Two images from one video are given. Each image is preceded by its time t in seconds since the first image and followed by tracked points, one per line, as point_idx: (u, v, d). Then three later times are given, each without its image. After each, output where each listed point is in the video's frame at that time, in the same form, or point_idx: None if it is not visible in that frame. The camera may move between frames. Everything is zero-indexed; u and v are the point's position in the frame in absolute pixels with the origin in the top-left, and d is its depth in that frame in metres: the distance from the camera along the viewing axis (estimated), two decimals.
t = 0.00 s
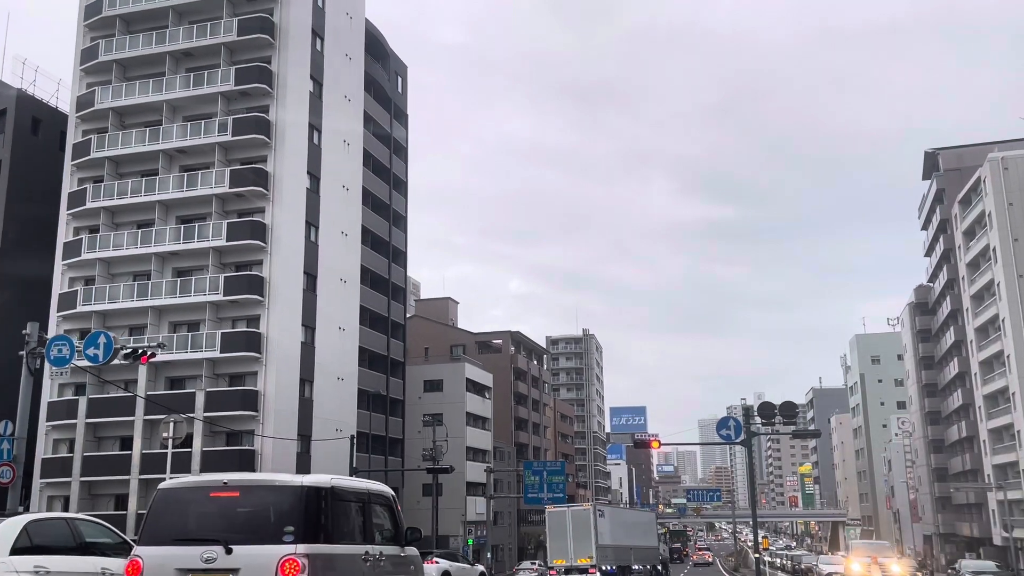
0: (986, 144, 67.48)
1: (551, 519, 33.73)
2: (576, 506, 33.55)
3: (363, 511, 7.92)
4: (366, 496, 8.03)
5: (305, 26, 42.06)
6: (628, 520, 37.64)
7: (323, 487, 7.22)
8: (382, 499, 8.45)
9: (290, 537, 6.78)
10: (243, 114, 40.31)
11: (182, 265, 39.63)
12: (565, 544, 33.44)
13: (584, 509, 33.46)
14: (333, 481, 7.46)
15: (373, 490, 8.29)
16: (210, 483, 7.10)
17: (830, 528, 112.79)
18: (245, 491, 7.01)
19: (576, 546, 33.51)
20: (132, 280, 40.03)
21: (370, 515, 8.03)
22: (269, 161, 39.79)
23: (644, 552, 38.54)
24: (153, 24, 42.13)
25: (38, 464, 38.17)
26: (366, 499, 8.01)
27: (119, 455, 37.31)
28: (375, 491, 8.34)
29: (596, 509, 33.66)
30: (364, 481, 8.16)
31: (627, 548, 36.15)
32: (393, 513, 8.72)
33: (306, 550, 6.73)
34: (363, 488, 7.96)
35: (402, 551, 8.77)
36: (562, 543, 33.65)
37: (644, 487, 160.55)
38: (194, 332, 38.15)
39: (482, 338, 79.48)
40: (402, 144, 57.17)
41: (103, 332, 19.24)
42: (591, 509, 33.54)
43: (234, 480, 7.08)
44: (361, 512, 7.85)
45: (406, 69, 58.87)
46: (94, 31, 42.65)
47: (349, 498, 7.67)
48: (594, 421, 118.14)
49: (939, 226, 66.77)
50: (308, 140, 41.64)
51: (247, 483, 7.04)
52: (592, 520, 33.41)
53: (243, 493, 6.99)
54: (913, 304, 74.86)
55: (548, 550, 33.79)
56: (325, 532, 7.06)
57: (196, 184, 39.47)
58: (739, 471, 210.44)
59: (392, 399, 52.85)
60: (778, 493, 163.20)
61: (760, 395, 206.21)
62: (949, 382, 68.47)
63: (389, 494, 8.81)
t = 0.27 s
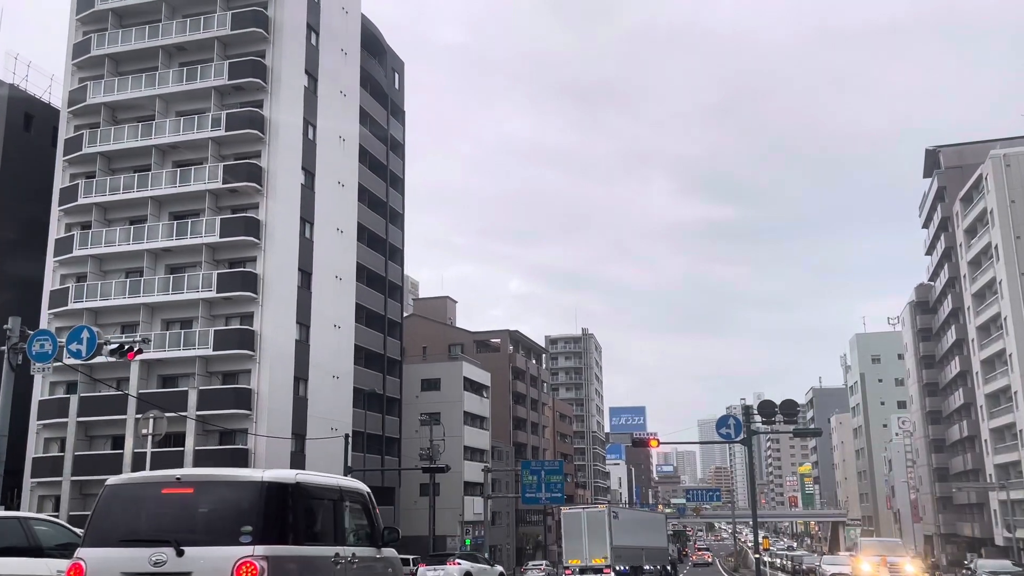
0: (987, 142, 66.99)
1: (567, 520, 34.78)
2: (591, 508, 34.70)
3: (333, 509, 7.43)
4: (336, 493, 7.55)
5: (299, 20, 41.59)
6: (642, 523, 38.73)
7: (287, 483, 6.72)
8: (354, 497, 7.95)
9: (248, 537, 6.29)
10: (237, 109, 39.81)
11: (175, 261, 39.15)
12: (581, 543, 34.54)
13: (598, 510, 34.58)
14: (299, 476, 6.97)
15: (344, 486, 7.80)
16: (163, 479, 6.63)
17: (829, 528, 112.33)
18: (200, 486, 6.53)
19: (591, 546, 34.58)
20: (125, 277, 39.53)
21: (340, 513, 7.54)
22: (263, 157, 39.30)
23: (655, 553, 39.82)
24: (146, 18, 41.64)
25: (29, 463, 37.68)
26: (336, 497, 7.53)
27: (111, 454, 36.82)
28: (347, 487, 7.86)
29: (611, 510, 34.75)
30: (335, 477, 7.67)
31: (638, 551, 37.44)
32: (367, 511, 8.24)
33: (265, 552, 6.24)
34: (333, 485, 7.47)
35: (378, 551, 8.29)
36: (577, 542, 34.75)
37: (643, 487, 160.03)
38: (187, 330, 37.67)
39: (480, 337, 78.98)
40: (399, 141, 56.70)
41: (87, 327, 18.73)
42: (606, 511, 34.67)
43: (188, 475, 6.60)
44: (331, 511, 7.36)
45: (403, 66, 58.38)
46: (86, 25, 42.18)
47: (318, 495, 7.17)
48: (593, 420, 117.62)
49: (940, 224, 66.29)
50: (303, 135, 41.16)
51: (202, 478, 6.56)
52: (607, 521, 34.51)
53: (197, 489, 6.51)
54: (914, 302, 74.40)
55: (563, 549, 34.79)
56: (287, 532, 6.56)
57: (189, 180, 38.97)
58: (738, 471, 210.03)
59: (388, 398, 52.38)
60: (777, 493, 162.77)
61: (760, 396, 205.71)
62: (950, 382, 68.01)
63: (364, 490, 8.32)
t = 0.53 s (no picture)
0: (989, 139, 66.51)
1: (582, 520, 34.32)
2: (607, 509, 34.23)
3: (300, 507, 6.97)
4: (305, 490, 7.09)
5: (294, 14, 41.14)
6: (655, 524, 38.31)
7: (246, 480, 6.26)
8: (325, 494, 7.50)
9: (200, 538, 5.84)
10: (231, 104, 39.35)
11: (168, 258, 38.67)
12: (596, 543, 34.05)
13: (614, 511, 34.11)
14: (261, 471, 6.51)
15: (315, 481, 7.35)
16: (111, 474, 6.21)
17: (830, 528, 111.84)
18: (150, 483, 6.10)
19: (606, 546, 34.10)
20: (118, 274, 39.06)
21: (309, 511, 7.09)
22: (257, 152, 38.85)
23: (668, 553, 39.52)
24: (140, 12, 41.17)
25: (20, 462, 37.19)
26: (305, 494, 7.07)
27: (103, 454, 36.34)
28: (317, 483, 7.41)
29: (626, 511, 34.29)
30: (304, 472, 7.22)
31: (652, 550, 37.14)
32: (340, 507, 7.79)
33: (218, 555, 5.78)
34: (301, 481, 7.01)
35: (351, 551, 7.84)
36: (592, 543, 34.26)
37: (642, 487, 159.55)
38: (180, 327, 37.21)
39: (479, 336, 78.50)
40: (396, 138, 56.24)
41: (70, 322, 18.29)
42: (621, 511, 34.23)
43: (137, 470, 6.16)
44: (297, 509, 6.91)
45: (400, 62, 57.92)
46: (79, 20, 41.72)
47: (283, 492, 6.71)
48: (593, 420, 117.14)
49: (941, 222, 65.86)
50: (298, 131, 40.72)
51: (152, 474, 6.13)
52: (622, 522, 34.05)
53: (145, 485, 6.08)
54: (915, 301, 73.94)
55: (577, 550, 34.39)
56: (245, 533, 6.10)
57: (183, 176, 38.51)
58: (738, 470, 209.61)
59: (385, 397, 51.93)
60: (778, 493, 162.30)
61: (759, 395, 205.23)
62: (952, 381, 67.57)
63: (337, 487, 7.88)
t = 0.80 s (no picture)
0: (990, 136, 66.10)
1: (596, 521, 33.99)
2: (620, 510, 33.89)
3: (257, 505, 6.62)
4: (265, 487, 6.75)
5: (289, 9, 40.73)
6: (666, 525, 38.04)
7: (200, 477, 5.91)
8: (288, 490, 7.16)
9: (146, 540, 5.46)
10: (225, 99, 38.91)
11: (161, 255, 38.23)
12: (610, 544, 33.73)
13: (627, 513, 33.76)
14: (217, 467, 6.17)
15: (277, 477, 7.02)
16: (51, 469, 5.82)
17: (830, 528, 111.41)
18: (93, 478, 5.71)
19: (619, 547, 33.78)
20: (111, 271, 38.60)
21: (267, 508, 6.74)
22: (252, 147, 38.39)
23: (679, 551, 39.34)
24: (133, 7, 40.71)
25: (11, 461, 36.72)
26: (264, 491, 6.72)
27: (95, 453, 35.86)
28: (281, 478, 7.08)
29: (639, 513, 33.96)
30: (265, 466, 6.89)
31: (664, 549, 36.95)
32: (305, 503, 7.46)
33: (165, 559, 5.42)
34: (260, 475, 6.67)
35: (319, 550, 7.56)
36: (606, 543, 33.93)
37: (642, 486, 159.09)
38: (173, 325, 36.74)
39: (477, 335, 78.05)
40: (393, 135, 55.84)
41: (55, 317, 17.87)
42: (634, 514, 33.90)
43: (79, 465, 5.78)
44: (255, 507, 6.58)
45: (397, 58, 57.49)
46: (72, 14, 41.27)
47: (239, 490, 6.36)
48: (592, 419, 116.69)
49: (943, 221, 65.46)
50: (293, 126, 40.30)
51: (95, 469, 5.75)
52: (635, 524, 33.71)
53: (88, 481, 5.70)
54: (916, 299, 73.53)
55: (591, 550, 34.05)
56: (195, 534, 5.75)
57: (176, 172, 38.06)
58: (737, 470, 209.21)
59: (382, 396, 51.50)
60: (777, 493, 161.94)
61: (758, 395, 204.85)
62: (952, 380, 67.17)
63: (304, 481, 7.55)
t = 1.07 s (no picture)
0: (991, 134, 65.75)
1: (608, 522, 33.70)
2: (632, 511, 33.64)
3: (219, 503, 6.29)
4: (228, 483, 6.42)
5: (285, 3, 40.35)
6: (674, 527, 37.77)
7: (149, 472, 5.57)
8: (254, 486, 6.84)
9: (85, 541, 5.11)
10: (219, 94, 38.51)
11: (155, 252, 37.81)
12: (622, 544, 33.47)
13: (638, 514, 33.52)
14: (171, 460, 5.84)
15: (241, 472, 6.70)
16: None
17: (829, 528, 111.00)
18: (29, 473, 5.37)
19: (632, 548, 33.52)
20: (104, 268, 38.17)
21: (230, 505, 6.40)
22: (246, 143, 38.00)
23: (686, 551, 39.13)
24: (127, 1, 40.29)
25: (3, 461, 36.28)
26: (226, 487, 6.39)
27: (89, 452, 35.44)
28: (245, 473, 6.76)
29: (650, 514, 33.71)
30: (228, 461, 6.57)
31: (674, 549, 36.88)
32: (273, 499, 7.14)
33: (107, 561, 5.07)
34: (221, 470, 6.35)
35: (292, 553, 7.28)
36: (618, 544, 33.66)
37: (641, 486, 158.76)
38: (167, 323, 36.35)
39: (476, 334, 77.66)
40: (391, 132, 55.45)
41: (39, 313, 17.48)
42: (646, 514, 33.68)
43: (14, 460, 5.43)
44: (217, 505, 6.25)
45: (395, 55, 57.08)
46: (66, 9, 40.86)
47: (197, 487, 6.03)
48: (591, 419, 116.29)
49: (944, 218, 65.10)
50: (288, 122, 39.93)
51: (31, 463, 5.40)
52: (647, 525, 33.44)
53: (24, 476, 5.36)
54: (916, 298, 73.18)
55: (603, 550, 33.76)
56: (143, 535, 5.42)
57: (170, 168, 37.65)
58: (737, 470, 208.87)
59: (379, 394, 51.12)
60: (777, 493, 161.62)
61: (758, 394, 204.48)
62: (953, 379, 66.82)
63: (271, 476, 7.23)
